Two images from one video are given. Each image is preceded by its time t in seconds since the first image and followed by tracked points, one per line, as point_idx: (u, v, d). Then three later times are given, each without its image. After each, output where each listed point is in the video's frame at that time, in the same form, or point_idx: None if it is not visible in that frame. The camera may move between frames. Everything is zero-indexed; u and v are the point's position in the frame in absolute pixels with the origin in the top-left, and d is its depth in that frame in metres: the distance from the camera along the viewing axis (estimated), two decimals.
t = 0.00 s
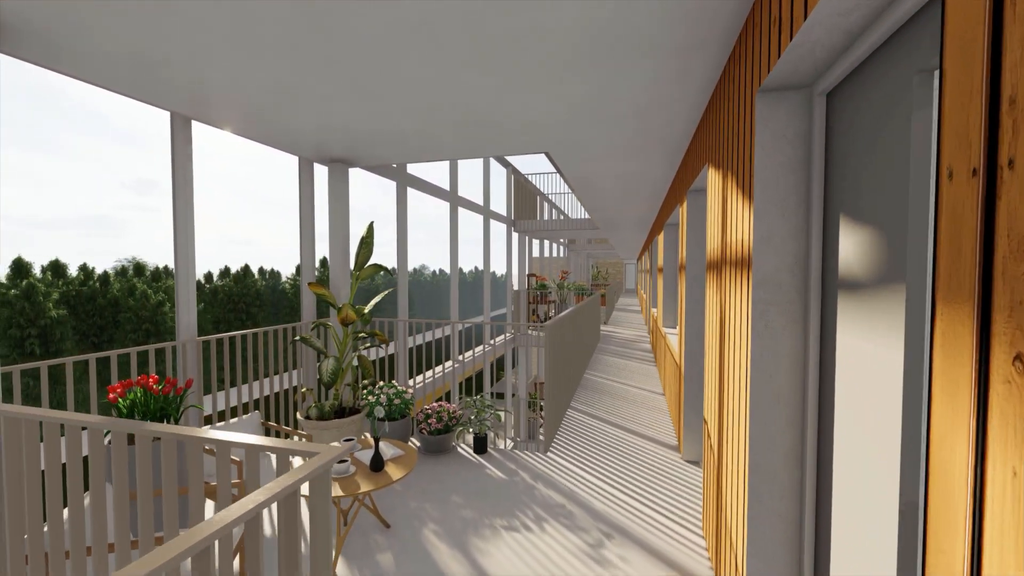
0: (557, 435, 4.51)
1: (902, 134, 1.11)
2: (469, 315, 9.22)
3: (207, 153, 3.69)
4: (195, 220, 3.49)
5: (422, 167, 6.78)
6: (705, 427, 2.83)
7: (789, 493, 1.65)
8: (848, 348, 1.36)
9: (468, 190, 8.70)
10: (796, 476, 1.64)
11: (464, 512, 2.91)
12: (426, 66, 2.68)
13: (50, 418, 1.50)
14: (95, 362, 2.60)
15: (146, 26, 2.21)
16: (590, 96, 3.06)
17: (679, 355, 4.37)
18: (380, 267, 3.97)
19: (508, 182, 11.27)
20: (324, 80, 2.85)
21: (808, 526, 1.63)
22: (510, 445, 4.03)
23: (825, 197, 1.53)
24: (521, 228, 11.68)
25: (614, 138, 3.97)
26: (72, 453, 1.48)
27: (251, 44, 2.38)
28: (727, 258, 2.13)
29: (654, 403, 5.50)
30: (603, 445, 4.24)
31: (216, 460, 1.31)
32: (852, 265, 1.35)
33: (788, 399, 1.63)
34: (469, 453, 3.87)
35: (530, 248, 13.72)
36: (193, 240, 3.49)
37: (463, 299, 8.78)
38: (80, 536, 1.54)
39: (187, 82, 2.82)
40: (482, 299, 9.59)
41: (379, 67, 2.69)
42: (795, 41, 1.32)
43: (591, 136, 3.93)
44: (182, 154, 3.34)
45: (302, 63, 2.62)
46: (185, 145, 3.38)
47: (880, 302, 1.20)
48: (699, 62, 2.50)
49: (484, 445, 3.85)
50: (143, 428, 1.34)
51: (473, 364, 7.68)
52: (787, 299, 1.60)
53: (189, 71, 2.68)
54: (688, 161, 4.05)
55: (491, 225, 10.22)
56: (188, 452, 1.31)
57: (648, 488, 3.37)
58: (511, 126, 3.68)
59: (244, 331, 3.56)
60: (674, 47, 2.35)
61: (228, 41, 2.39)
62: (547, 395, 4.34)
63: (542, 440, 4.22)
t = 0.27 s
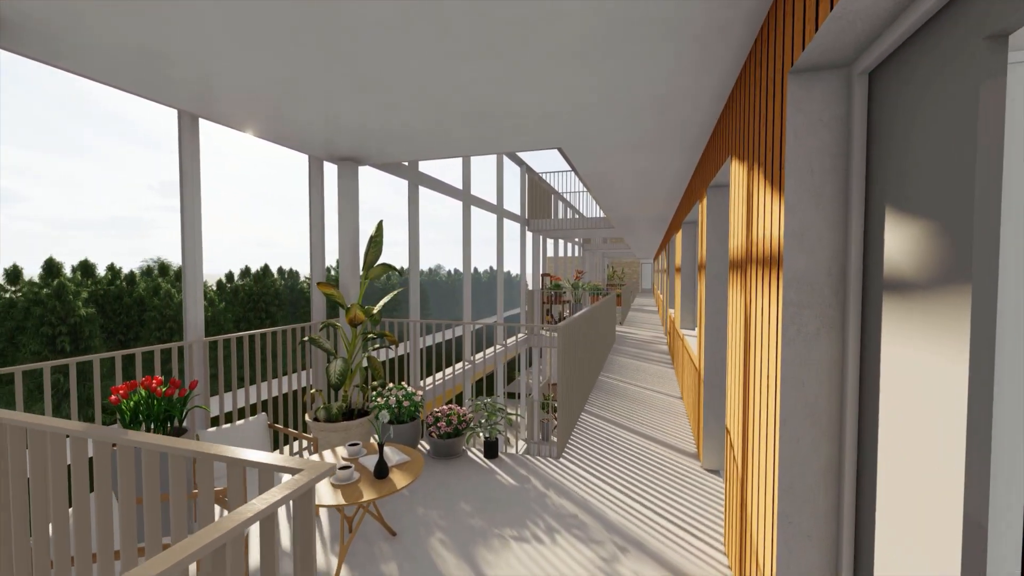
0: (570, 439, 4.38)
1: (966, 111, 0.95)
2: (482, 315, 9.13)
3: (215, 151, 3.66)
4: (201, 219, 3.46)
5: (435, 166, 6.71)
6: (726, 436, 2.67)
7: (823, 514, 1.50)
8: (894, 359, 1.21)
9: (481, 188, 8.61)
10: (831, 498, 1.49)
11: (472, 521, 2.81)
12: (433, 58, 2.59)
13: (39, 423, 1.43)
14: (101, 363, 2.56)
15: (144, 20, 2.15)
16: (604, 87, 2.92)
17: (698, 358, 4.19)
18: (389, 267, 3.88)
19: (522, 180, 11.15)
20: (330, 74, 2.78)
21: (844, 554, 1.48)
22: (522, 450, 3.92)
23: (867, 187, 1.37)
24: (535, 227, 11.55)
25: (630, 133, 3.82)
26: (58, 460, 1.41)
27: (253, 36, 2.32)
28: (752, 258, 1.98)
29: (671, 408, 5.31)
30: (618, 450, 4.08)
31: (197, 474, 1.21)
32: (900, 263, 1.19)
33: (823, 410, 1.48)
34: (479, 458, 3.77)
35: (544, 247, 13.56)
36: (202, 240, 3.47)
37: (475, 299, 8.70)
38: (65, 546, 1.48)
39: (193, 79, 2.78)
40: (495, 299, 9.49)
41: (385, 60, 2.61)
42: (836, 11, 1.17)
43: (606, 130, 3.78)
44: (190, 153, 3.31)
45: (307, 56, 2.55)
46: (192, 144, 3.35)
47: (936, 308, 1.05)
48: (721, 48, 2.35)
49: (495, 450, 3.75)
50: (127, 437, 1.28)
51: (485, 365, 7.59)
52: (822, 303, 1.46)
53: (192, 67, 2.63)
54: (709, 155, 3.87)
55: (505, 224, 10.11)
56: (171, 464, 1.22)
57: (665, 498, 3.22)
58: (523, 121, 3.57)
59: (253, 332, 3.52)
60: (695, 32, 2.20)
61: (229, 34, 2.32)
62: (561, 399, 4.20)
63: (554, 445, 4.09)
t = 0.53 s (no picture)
0: (582, 444, 4.25)
1: None
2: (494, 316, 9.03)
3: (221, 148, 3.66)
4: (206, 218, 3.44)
5: (446, 164, 6.64)
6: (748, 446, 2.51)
7: (861, 539, 1.36)
8: (948, 370, 1.07)
9: (493, 187, 8.52)
10: (870, 522, 1.35)
11: (479, 530, 2.71)
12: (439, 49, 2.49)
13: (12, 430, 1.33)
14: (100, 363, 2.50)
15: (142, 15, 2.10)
16: (618, 78, 2.79)
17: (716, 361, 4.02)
18: (396, 267, 3.81)
19: (535, 179, 11.03)
20: (334, 69, 2.71)
21: None
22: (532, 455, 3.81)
23: (913, 178, 1.23)
24: (548, 227, 11.42)
25: (645, 127, 3.67)
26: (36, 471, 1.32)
27: (253, 28, 2.25)
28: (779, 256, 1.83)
29: (688, 412, 5.14)
30: (633, 457, 3.93)
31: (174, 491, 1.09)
32: (955, 263, 1.05)
33: (861, 425, 1.33)
34: (488, 463, 3.67)
35: (558, 247, 13.41)
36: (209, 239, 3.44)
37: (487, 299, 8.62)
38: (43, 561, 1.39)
39: (197, 75, 2.73)
40: (507, 299, 9.40)
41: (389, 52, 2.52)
42: None
43: (620, 125, 3.63)
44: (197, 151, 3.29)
45: (309, 50, 2.48)
46: (197, 142, 3.32)
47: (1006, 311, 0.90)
48: (744, 32, 2.20)
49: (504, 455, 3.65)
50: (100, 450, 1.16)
51: (497, 366, 7.50)
52: (861, 305, 1.31)
53: (195, 63, 2.59)
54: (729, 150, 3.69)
55: (517, 224, 10.00)
56: (145, 478, 1.11)
57: (683, 509, 3.07)
58: (533, 115, 3.46)
59: (259, 332, 3.46)
60: (715, 14, 2.06)
61: (228, 28, 2.26)
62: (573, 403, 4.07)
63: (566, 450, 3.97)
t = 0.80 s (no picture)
0: (594, 450, 4.13)
1: None
2: (505, 316, 8.94)
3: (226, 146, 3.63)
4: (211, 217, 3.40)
5: (456, 163, 6.56)
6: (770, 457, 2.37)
7: (903, 570, 1.23)
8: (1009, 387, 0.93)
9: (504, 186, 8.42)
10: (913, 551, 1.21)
11: (486, 541, 2.61)
12: (443, 42, 2.39)
13: None
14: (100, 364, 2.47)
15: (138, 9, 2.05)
16: (631, 70, 2.66)
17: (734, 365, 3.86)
18: (403, 267, 3.73)
19: (547, 178, 10.90)
20: (338, 64, 2.64)
21: None
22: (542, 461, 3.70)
23: (965, 166, 1.09)
24: (559, 226, 11.28)
25: (660, 122, 3.54)
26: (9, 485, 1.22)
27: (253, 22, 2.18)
28: (806, 256, 1.69)
29: (705, 418, 4.96)
30: (647, 464, 3.80)
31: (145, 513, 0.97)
32: (1019, 262, 0.91)
33: (902, 442, 1.20)
34: (496, 468, 3.57)
35: (570, 247, 13.27)
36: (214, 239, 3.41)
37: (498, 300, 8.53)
38: None
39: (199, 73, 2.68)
40: (518, 299, 9.30)
41: (393, 46, 2.44)
42: None
43: (633, 119, 3.50)
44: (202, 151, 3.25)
45: (311, 45, 2.41)
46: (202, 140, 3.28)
47: None
48: (767, 16, 2.06)
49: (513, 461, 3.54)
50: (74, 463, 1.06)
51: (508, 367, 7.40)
52: (903, 310, 1.18)
53: (195, 60, 2.53)
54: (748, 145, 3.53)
55: (529, 223, 9.89)
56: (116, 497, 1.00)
57: (700, 521, 2.93)
58: (543, 111, 3.35)
59: (264, 333, 3.40)
60: None
61: (227, 22, 2.20)
62: (585, 407, 3.95)
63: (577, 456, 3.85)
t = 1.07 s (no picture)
0: (606, 456, 4.00)
1: None
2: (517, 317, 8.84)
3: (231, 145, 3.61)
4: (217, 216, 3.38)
5: (467, 163, 6.49)
6: (795, 470, 2.22)
7: None
8: None
9: (516, 186, 8.34)
10: None
11: (493, 552, 2.51)
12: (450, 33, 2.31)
13: None
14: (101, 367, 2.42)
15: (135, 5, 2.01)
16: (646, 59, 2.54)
17: (754, 369, 3.69)
18: (411, 267, 3.66)
19: (560, 178, 10.80)
20: (342, 60, 2.58)
21: None
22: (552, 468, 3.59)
23: None
24: (572, 226, 11.16)
25: (676, 115, 3.40)
26: None
27: (255, 15, 2.13)
28: (837, 254, 1.56)
29: (722, 424, 4.79)
30: (661, 472, 3.66)
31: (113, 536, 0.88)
32: None
33: (951, 463, 1.07)
34: (505, 474, 3.48)
35: (583, 247, 13.12)
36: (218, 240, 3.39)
37: (509, 301, 8.45)
38: None
39: (205, 71, 2.66)
40: (530, 300, 9.20)
41: (398, 39, 2.36)
42: None
43: (646, 112, 3.37)
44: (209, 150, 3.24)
45: (314, 39, 2.35)
46: (208, 139, 3.26)
47: None
48: None
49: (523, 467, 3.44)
50: (44, 475, 0.98)
51: (520, 369, 7.32)
52: (952, 314, 1.05)
53: (197, 57, 2.50)
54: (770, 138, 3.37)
55: (541, 223, 9.78)
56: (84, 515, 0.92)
57: (718, 534, 2.78)
58: (554, 103, 3.24)
59: (271, 335, 3.36)
60: None
61: (226, 16, 2.14)
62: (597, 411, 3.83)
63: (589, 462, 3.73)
